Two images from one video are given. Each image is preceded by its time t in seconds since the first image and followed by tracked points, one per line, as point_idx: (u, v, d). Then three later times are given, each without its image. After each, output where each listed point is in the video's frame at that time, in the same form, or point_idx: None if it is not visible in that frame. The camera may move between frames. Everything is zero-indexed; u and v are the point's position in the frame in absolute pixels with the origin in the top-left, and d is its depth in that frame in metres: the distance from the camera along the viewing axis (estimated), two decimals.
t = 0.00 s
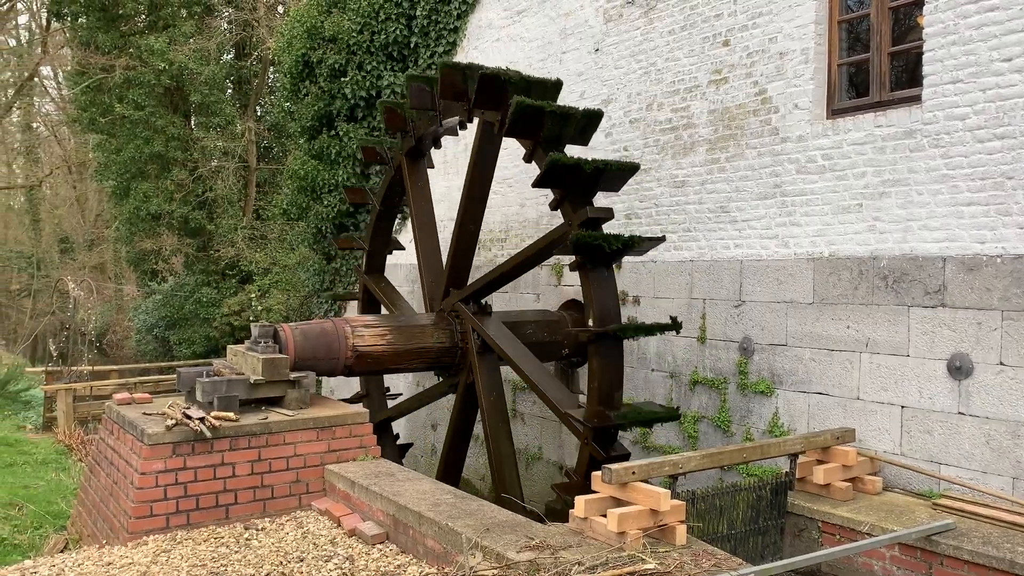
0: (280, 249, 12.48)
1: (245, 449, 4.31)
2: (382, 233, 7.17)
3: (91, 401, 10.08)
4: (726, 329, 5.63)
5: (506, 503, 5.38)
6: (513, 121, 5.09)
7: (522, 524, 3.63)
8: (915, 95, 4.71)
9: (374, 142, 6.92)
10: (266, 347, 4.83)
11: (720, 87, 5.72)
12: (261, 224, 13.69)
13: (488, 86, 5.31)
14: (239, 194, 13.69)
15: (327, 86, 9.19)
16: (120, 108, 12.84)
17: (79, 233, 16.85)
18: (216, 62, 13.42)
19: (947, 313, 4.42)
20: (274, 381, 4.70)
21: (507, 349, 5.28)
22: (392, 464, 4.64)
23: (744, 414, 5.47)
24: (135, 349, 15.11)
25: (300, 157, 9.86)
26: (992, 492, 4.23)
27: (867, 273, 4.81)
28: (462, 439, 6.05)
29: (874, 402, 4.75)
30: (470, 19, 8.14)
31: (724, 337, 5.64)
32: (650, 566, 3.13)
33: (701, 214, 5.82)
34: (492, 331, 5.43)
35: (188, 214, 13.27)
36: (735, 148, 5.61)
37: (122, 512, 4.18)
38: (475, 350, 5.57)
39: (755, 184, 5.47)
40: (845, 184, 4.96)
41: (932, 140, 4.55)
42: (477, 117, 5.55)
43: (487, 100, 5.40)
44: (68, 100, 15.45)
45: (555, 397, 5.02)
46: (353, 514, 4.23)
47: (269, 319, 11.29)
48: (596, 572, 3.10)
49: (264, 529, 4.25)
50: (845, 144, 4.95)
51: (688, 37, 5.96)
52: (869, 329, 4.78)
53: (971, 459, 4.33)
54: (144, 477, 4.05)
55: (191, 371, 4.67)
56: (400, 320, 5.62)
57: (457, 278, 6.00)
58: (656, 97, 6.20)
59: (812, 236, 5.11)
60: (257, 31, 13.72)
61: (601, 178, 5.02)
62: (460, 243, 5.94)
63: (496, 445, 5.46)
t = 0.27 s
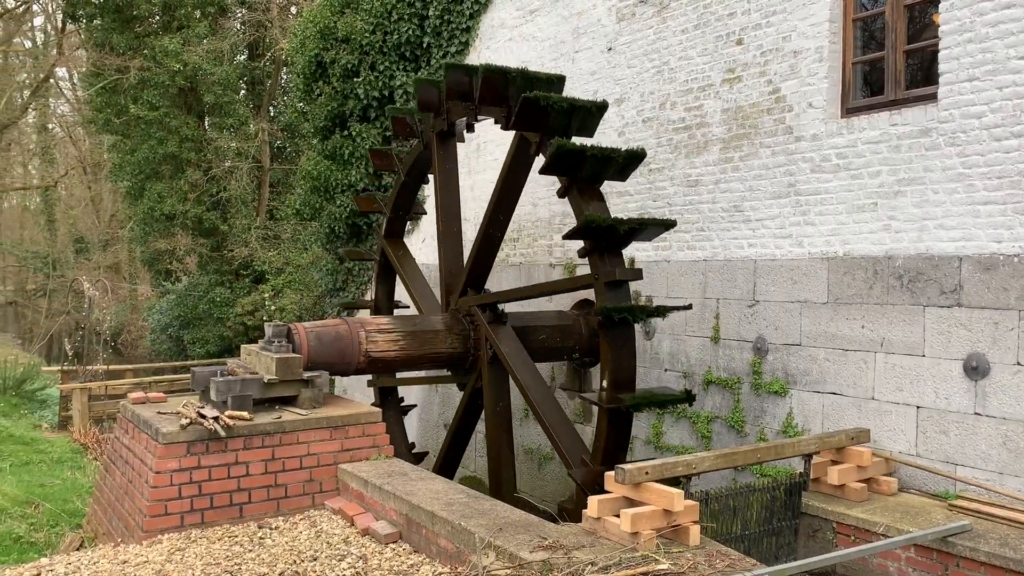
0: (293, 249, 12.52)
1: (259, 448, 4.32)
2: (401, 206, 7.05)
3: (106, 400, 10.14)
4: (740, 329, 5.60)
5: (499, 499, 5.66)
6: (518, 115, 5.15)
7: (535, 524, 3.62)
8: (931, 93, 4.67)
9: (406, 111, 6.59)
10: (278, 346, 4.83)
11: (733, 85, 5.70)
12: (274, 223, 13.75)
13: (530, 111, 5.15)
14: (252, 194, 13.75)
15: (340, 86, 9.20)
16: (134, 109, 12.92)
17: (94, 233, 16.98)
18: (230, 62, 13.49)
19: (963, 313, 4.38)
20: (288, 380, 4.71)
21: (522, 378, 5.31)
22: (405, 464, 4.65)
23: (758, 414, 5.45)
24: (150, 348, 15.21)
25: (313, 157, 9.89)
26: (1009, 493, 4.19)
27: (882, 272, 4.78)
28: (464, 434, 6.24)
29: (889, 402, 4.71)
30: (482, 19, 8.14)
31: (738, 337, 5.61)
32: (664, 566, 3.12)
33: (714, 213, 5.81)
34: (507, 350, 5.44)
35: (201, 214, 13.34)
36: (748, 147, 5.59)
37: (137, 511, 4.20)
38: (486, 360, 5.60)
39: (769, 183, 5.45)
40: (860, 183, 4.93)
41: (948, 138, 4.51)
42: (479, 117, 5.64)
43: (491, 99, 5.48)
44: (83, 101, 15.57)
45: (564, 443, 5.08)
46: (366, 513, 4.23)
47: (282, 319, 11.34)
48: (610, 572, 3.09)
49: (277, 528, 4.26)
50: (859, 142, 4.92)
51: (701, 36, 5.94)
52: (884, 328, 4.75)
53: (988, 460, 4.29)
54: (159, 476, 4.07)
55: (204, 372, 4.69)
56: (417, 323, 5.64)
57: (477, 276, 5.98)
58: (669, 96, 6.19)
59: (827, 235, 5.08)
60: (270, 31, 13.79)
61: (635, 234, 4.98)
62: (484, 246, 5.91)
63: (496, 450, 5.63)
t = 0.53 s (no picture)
0: (305, 249, 12.55)
1: (272, 448, 4.34)
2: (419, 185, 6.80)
3: (120, 400, 10.21)
4: (753, 329, 5.58)
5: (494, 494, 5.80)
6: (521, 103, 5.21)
7: (548, 524, 3.62)
8: (946, 92, 4.64)
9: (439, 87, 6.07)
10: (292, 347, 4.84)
11: (747, 85, 5.68)
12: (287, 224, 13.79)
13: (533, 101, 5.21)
14: (265, 195, 13.80)
15: (352, 87, 9.25)
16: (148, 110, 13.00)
17: (108, 233, 17.09)
18: (243, 63, 13.56)
19: (978, 313, 4.34)
20: (301, 380, 4.73)
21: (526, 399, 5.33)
22: (417, 463, 4.65)
23: (771, 415, 5.43)
24: (163, 349, 15.30)
25: (325, 158, 9.93)
26: None
27: (896, 272, 4.75)
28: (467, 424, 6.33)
29: (904, 403, 4.68)
30: (494, 19, 8.14)
31: (751, 337, 5.59)
32: (676, 567, 3.12)
33: (727, 213, 5.79)
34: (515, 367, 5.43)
35: (214, 214, 13.40)
36: (761, 146, 5.57)
37: (150, 510, 4.23)
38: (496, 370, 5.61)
39: (782, 183, 5.42)
40: (874, 183, 4.90)
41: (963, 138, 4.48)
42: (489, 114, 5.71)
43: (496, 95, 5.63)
44: (98, 103, 15.67)
45: (558, 469, 5.14)
46: (378, 513, 4.24)
47: (295, 319, 11.38)
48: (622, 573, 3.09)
49: (290, 528, 4.27)
50: (873, 142, 4.89)
51: (713, 35, 5.92)
52: (898, 329, 4.72)
53: (1003, 461, 4.26)
54: (173, 476, 4.09)
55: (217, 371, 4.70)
56: (430, 327, 5.61)
57: (494, 282, 5.79)
58: (681, 96, 6.17)
59: (840, 235, 5.06)
60: (283, 32, 13.84)
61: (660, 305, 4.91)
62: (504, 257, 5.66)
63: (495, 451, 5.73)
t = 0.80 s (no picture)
0: (317, 249, 12.58)
1: (285, 447, 4.36)
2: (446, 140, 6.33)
3: (133, 400, 10.27)
4: (766, 330, 5.56)
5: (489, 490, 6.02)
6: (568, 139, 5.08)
7: (560, 524, 3.62)
8: (960, 92, 4.61)
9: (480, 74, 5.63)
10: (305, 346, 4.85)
11: (759, 85, 5.66)
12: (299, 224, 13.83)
13: (576, 135, 5.08)
14: (277, 195, 13.84)
15: (363, 87, 9.30)
16: (162, 110, 13.07)
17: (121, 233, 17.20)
18: (255, 64, 13.61)
19: (993, 314, 4.31)
20: (313, 380, 4.75)
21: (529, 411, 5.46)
22: (428, 463, 4.66)
23: (783, 416, 5.42)
24: (176, 349, 15.38)
25: (337, 158, 9.97)
26: None
27: (909, 273, 4.72)
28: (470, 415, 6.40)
29: (917, 404, 4.65)
30: (505, 20, 8.14)
31: (764, 337, 5.57)
32: (688, 568, 3.11)
33: (740, 213, 5.77)
34: (522, 381, 5.51)
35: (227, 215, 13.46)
36: (774, 146, 5.55)
37: (164, 509, 4.25)
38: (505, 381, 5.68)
39: (794, 183, 5.41)
40: (887, 183, 4.88)
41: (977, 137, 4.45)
42: (524, 119, 5.58)
43: (536, 107, 5.47)
44: (112, 104, 15.77)
45: (550, 481, 5.33)
46: (390, 513, 4.25)
47: (306, 319, 11.41)
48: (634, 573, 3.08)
49: (302, 527, 4.29)
50: (886, 142, 4.87)
51: (725, 35, 5.91)
52: (912, 330, 4.69)
53: (1019, 463, 4.22)
54: (187, 475, 4.11)
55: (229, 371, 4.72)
56: (442, 333, 5.59)
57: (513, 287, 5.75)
58: (693, 96, 6.16)
59: (853, 235, 5.04)
60: (295, 33, 13.88)
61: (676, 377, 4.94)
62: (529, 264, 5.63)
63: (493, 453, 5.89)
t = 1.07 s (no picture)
0: (328, 249, 12.59)
1: (297, 446, 4.37)
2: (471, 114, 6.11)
3: (146, 398, 10.34)
4: (778, 330, 5.54)
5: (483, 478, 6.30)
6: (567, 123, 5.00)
7: (571, 524, 3.62)
8: (974, 90, 4.58)
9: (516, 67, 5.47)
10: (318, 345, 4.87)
11: (772, 84, 5.64)
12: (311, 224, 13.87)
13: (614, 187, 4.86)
14: (289, 195, 13.88)
15: (375, 87, 9.36)
16: (174, 111, 13.15)
17: (134, 232, 17.31)
18: (267, 64, 13.66)
19: (1008, 314, 4.27)
20: (325, 379, 4.76)
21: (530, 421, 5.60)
22: (440, 463, 4.66)
23: (796, 417, 5.40)
24: (189, 348, 15.46)
25: (349, 158, 10.00)
26: None
27: (923, 272, 4.69)
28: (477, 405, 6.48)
29: (931, 405, 4.62)
30: (517, 19, 8.14)
31: (776, 337, 5.55)
32: (700, 568, 3.11)
33: (752, 213, 5.76)
34: (528, 395, 5.59)
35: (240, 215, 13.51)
36: (787, 145, 5.54)
37: (177, 507, 4.27)
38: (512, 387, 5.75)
39: (807, 182, 5.39)
40: (901, 183, 4.85)
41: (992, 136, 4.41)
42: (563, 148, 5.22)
43: (580, 138, 5.10)
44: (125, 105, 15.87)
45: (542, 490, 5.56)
46: (401, 512, 4.25)
47: (318, 319, 11.44)
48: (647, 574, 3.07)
49: (314, 525, 4.30)
50: (900, 141, 4.84)
51: (738, 34, 5.89)
52: (926, 330, 4.66)
53: None
54: (200, 474, 4.13)
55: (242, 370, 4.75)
56: (454, 338, 5.60)
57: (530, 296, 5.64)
58: (706, 95, 6.14)
59: (866, 235, 5.02)
60: (307, 34, 13.92)
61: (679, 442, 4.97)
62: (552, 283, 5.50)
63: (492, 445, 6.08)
